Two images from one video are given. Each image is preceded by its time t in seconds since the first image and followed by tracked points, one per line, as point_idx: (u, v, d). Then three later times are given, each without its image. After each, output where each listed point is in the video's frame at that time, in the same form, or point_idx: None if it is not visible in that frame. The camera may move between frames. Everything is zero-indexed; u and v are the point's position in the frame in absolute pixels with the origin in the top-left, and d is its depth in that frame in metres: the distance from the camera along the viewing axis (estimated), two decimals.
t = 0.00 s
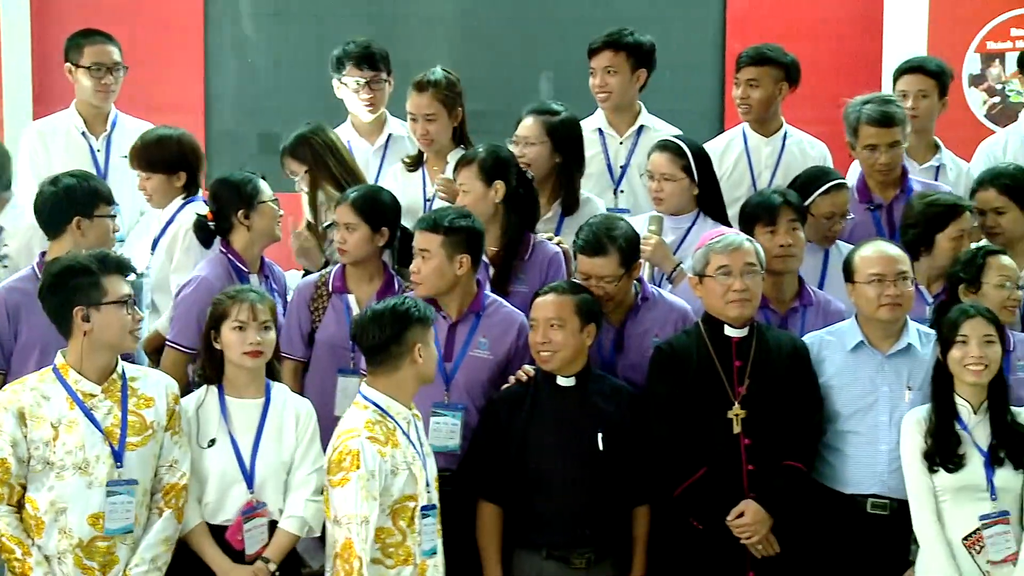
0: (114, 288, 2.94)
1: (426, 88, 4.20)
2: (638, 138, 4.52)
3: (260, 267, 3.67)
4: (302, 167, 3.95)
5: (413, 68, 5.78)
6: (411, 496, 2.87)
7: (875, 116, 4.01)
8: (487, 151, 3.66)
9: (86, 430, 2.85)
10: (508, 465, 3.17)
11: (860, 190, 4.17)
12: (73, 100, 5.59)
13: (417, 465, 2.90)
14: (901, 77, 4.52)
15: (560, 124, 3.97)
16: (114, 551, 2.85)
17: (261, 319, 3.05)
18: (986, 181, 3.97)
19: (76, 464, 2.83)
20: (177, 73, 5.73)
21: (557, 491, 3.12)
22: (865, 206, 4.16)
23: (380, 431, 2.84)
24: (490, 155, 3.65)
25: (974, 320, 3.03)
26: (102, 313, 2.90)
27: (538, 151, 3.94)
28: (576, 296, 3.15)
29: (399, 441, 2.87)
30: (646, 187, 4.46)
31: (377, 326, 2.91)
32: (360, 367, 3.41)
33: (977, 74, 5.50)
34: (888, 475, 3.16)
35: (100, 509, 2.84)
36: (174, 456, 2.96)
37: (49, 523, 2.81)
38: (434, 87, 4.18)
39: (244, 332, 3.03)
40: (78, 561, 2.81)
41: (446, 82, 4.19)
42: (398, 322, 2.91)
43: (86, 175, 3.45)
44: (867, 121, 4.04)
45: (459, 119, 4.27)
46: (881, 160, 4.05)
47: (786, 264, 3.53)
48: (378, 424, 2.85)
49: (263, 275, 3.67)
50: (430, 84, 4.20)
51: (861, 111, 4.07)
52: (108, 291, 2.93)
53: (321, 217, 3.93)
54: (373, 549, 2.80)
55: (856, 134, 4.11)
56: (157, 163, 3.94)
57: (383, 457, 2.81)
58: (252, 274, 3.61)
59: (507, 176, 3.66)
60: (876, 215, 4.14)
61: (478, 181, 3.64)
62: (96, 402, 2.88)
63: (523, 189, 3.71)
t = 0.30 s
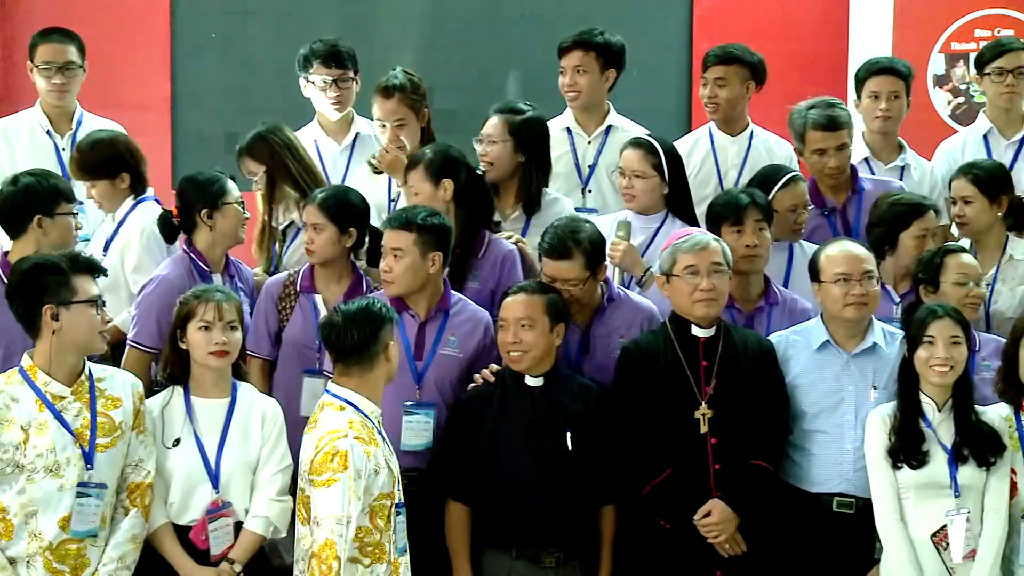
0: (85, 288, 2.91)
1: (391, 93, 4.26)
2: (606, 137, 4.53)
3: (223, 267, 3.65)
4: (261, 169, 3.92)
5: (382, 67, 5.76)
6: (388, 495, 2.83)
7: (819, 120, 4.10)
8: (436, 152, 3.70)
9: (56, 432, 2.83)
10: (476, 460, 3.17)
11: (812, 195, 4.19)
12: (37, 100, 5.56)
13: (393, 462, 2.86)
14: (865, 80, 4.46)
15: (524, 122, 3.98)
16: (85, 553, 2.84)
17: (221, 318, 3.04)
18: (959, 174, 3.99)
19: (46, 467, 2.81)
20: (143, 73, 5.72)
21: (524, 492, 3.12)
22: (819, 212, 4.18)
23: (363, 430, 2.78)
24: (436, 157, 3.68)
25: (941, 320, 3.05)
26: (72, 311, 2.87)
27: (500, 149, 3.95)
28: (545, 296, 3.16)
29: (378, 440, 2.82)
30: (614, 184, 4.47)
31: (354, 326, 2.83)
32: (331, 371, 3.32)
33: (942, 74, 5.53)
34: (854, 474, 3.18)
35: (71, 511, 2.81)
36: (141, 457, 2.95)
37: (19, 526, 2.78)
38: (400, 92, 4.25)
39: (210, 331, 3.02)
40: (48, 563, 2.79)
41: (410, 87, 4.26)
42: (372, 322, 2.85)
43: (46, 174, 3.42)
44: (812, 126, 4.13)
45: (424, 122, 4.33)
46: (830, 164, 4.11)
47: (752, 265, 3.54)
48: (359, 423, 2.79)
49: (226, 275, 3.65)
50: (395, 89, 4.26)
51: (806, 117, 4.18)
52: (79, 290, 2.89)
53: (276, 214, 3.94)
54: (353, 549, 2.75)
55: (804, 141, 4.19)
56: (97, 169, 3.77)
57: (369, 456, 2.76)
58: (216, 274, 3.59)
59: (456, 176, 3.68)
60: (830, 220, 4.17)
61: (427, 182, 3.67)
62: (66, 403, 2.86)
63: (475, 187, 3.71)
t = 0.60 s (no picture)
0: (52, 288, 2.88)
1: (360, 94, 4.25)
2: (579, 137, 4.53)
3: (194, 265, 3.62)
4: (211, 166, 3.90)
5: (354, 66, 5.74)
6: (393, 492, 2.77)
7: (791, 120, 4.13)
8: (373, 161, 3.68)
9: (22, 430, 2.81)
10: (450, 459, 3.17)
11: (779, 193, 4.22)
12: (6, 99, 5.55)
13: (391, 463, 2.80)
14: (839, 79, 4.48)
15: (490, 121, 3.97)
16: (51, 553, 2.81)
17: (208, 317, 3.05)
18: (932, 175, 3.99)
19: (11, 466, 2.79)
20: (114, 73, 5.72)
21: (496, 492, 3.12)
22: (786, 212, 4.20)
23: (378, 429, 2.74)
24: (371, 167, 3.66)
25: (912, 319, 3.06)
26: (38, 311, 2.84)
27: (466, 149, 3.93)
28: (520, 296, 3.16)
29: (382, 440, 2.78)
30: (586, 183, 4.47)
31: (351, 323, 2.74)
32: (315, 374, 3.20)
33: (911, 74, 5.53)
34: (824, 472, 3.19)
35: (38, 510, 2.80)
36: (108, 456, 2.94)
37: None
38: (369, 92, 4.24)
39: (207, 332, 3.03)
40: (16, 563, 2.77)
41: (379, 87, 4.26)
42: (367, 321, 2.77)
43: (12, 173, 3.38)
44: (783, 126, 4.15)
45: (392, 122, 4.34)
46: (800, 164, 4.12)
47: (723, 265, 3.55)
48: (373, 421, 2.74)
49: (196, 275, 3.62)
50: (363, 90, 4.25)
51: (776, 118, 4.20)
52: (46, 291, 2.87)
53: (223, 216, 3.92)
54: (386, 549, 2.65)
55: (772, 141, 4.20)
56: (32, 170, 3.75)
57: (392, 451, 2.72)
58: (184, 273, 3.57)
59: (394, 175, 3.65)
60: (796, 220, 4.20)
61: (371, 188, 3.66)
62: (30, 402, 2.84)
63: (420, 183, 3.68)
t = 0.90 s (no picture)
0: (21, 285, 2.86)
1: (329, 95, 4.27)
2: (555, 136, 4.54)
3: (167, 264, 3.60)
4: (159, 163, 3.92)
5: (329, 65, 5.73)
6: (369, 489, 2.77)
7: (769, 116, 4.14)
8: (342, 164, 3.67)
9: None
10: (424, 459, 3.16)
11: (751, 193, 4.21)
12: None
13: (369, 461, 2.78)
14: (816, 78, 4.48)
15: (451, 119, 3.96)
16: (15, 553, 2.79)
17: (183, 317, 3.06)
18: (913, 177, 3.94)
19: None
20: (86, 70, 5.66)
21: (471, 491, 3.12)
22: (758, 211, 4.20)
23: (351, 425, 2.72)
24: (338, 171, 3.66)
25: (887, 318, 3.07)
26: (5, 306, 2.82)
27: (427, 149, 3.93)
28: (499, 297, 3.17)
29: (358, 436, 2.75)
30: (562, 182, 4.48)
31: (322, 325, 2.74)
32: (292, 375, 3.16)
33: (884, 74, 5.55)
34: (798, 470, 3.20)
35: (4, 509, 2.78)
36: (75, 456, 2.91)
37: None
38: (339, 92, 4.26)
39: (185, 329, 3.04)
40: None
41: (348, 86, 4.28)
42: (343, 322, 2.77)
43: None
44: (762, 122, 4.16)
45: (364, 121, 4.36)
46: (779, 160, 4.15)
47: (697, 263, 3.56)
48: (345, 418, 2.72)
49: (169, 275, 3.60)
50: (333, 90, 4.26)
51: (753, 115, 4.21)
52: (13, 287, 2.84)
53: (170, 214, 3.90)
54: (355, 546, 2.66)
55: (751, 138, 4.21)
56: None
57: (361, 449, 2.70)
58: (156, 272, 3.56)
59: (361, 176, 3.65)
60: (769, 219, 4.21)
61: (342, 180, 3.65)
62: None
63: (387, 180, 3.66)
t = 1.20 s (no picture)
0: None
1: (294, 95, 4.20)
2: (525, 136, 4.53)
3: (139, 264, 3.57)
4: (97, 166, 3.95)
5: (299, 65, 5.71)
6: (300, 495, 2.83)
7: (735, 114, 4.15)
8: (319, 162, 3.65)
9: None
10: (393, 458, 3.16)
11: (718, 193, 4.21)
12: None
13: (303, 463, 2.86)
14: (787, 79, 4.50)
15: (411, 119, 3.93)
16: None
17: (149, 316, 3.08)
18: (882, 189, 3.95)
19: None
20: (53, 70, 5.63)
21: (440, 489, 3.12)
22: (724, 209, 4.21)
23: (267, 428, 2.81)
24: (315, 168, 3.65)
25: (856, 318, 3.08)
26: None
27: (390, 151, 3.92)
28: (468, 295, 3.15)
29: (287, 438, 2.83)
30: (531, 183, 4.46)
31: (266, 321, 2.89)
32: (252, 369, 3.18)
33: (853, 74, 5.57)
34: (767, 469, 3.21)
35: None
36: (44, 452, 2.90)
37: None
38: (303, 94, 4.19)
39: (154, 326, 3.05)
40: None
41: (312, 87, 4.20)
42: (288, 320, 2.89)
43: None
44: (727, 121, 4.17)
45: (333, 119, 4.30)
46: (745, 158, 4.16)
47: (666, 263, 3.57)
48: (264, 421, 2.82)
49: (141, 274, 3.58)
50: (296, 92, 4.20)
51: (719, 114, 4.21)
52: None
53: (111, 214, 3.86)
54: (268, 547, 2.76)
55: (715, 138, 4.21)
56: None
57: (274, 454, 2.78)
58: (128, 272, 3.54)
59: (339, 175, 3.63)
60: (735, 217, 4.22)
61: (317, 178, 3.64)
62: None
63: (365, 180, 3.65)
